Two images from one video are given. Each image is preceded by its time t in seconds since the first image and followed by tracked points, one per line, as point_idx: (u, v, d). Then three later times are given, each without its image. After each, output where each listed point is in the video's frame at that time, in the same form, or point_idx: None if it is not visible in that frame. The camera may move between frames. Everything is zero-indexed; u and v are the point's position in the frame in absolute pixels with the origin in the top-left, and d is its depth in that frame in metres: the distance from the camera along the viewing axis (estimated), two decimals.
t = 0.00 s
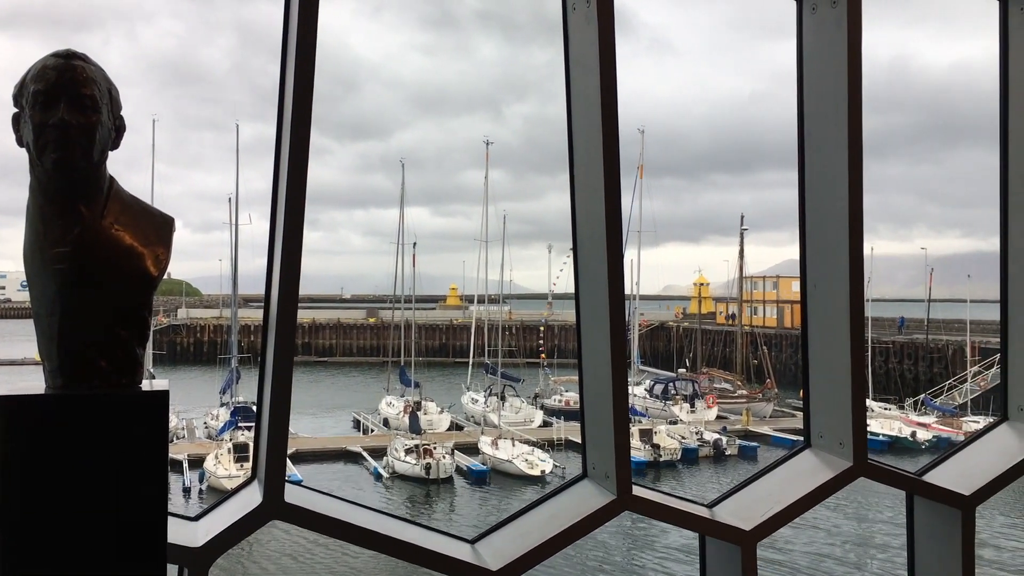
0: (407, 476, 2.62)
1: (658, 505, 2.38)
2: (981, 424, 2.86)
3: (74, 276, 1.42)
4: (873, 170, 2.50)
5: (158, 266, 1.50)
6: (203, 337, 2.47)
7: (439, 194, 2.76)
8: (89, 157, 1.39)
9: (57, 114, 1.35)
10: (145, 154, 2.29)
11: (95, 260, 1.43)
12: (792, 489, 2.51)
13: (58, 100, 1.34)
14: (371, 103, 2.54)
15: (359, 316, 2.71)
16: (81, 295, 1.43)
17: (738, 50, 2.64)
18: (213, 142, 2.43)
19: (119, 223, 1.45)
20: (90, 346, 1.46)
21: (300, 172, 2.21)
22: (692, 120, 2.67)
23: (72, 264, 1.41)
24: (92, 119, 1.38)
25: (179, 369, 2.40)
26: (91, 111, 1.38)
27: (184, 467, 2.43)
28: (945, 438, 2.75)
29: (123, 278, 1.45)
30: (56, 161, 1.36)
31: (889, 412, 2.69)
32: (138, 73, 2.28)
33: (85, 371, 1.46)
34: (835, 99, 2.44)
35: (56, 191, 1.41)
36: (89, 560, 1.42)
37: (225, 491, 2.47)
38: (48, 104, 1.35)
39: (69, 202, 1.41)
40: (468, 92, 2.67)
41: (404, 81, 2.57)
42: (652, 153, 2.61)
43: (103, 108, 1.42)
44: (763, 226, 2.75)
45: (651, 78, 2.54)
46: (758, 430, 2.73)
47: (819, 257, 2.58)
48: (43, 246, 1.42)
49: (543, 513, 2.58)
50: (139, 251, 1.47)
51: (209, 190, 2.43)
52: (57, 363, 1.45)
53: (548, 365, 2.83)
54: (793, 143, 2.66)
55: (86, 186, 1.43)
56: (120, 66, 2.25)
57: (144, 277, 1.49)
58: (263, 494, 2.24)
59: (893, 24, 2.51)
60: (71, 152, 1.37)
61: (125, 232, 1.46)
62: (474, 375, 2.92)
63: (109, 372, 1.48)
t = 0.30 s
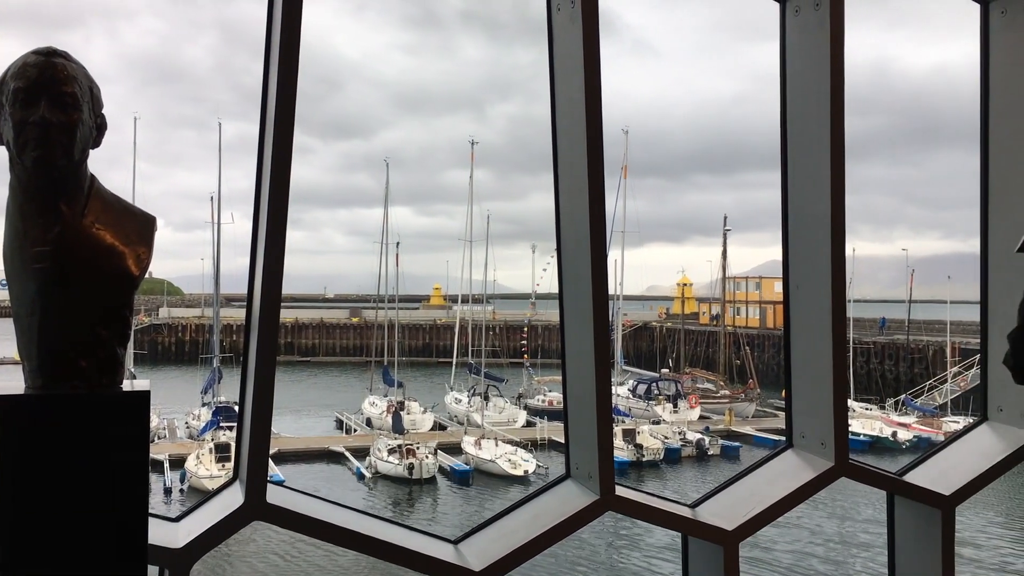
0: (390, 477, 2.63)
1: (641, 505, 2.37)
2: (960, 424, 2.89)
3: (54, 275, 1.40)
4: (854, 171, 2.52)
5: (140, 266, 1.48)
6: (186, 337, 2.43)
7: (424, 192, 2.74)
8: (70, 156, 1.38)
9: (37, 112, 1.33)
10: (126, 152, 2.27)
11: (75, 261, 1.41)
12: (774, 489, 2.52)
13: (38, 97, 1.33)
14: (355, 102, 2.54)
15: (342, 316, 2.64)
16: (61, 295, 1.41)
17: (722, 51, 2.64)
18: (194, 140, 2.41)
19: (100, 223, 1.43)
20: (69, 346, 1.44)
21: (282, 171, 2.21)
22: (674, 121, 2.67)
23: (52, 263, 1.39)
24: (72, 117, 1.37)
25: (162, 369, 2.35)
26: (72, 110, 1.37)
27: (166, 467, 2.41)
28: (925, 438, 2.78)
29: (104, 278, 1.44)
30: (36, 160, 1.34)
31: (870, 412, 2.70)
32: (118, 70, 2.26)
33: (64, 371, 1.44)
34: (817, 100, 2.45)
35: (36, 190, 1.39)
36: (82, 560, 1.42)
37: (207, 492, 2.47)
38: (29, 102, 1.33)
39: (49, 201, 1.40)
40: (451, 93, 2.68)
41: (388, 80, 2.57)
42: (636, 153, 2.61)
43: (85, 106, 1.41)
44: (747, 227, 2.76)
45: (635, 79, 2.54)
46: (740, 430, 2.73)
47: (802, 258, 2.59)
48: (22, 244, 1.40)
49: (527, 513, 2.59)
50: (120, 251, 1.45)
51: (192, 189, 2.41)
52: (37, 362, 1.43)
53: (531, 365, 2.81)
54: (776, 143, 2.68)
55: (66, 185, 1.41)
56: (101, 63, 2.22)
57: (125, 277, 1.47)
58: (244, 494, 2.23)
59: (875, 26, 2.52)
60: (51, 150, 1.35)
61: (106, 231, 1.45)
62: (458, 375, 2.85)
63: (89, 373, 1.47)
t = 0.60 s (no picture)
0: (368, 478, 2.60)
1: (617, 505, 2.36)
2: (934, 424, 2.91)
3: (24, 274, 1.37)
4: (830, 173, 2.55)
5: (113, 265, 1.45)
6: (161, 337, 2.39)
7: (402, 192, 2.73)
8: (43, 154, 1.37)
9: (9, 109, 1.32)
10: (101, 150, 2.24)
11: (46, 261, 1.39)
12: (751, 489, 2.53)
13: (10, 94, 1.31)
14: (333, 101, 2.53)
15: (320, 316, 2.61)
16: (32, 294, 1.38)
17: (698, 54, 2.67)
18: (171, 139, 2.39)
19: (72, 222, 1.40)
20: (40, 346, 1.41)
21: (260, 169, 2.19)
22: (650, 121, 2.69)
23: (23, 262, 1.37)
24: (46, 115, 1.35)
25: (136, 369, 2.31)
26: (45, 107, 1.35)
27: (141, 468, 2.36)
28: (900, 438, 2.81)
29: (76, 278, 1.41)
30: (7, 158, 1.33)
31: (845, 413, 2.72)
32: (94, 68, 2.23)
33: (35, 371, 1.41)
34: (793, 103, 2.47)
35: (6, 187, 1.36)
36: (59, 561, 1.41)
37: (182, 492, 2.44)
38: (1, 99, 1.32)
39: (19, 199, 1.36)
40: (428, 93, 2.70)
41: (367, 80, 2.59)
42: (615, 154, 2.62)
43: (59, 104, 1.40)
44: (724, 230, 2.77)
45: (613, 80, 2.56)
46: (717, 431, 2.74)
47: (778, 260, 2.61)
48: None
49: (505, 513, 2.58)
50: (93, 250, 1.42)
51: (167, 188, 2.39)
52: (7, 362, 1.40)
53: (510, 365, 2.83)
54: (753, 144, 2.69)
55: (38, 183, 1.38)
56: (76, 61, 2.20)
57: (98, 277, 1.44)
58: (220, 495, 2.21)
59: (849, 29, 2.55)
60: (23, 149, 1.34)
61: (78, 230, 1.42)
62: (437, 376, 2.80)
63: (60, 373, 1.44)
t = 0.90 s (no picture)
0: (335, 477, 2.59)
1: (583, 506, 2.36)
2: (895, 423, 2.95)
3: None
4: (796, 175, 2.58)
5: (72, 262, 1.43)
6: (125, 335, 2.37)
7: (371, 192, 2.71)
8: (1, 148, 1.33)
9: None
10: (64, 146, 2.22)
11: (4, 257, 1.36)
12: (715, 488, 2.55)
13: None
14: (301, 99, 2.52)
15: (287, 314, 2.60)
16: None
17: (664, 56, 2.71)
18: (136, 134, 2.36)
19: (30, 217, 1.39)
20: None
21: (224, 166, 2.16)
22: (619, 122, 2.70)
23: None
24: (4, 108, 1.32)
25: (101, 367, 2.31)
26: (4, 100, 1.32)
27: (104, 468, 2.30)
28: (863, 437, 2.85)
29: (33, 273, 1.39)
30: None
31: (810, 412, 2.75)
32: (59, 63, 2.21)
33: None
34: (759, 105, 2.49)
35: None
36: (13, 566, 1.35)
37: (146, 492, 2.37)
38: None
39: None
40: (396, 91, 2.71)
41: (335, 79, 2.59)
42: (584, 155, 2.65)
43: (17, 98, 1.36)
44: (692, 230, 2.78)
45: (579, 81, 2.58)
46: (685, 430, 2.76)
47: (744, 261, 2.63)
48: None
49: (472, 512, 2.58)
50: (51, 245, 1.40)
51: (132, 184, 2.35)
52: None
53: (479, 364, 2.82)
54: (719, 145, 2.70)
55: None
56: (40, 55, 2.17)
57: (57, 273, 1.42)
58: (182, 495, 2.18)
59: (812, 32, 2.60)
60: None
61: (36, 226, 1.40)
62: (405, 375, 2.81)
63: (17, 372, 1.40)
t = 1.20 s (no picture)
0: (291, 475, 2.56)
1: (539, 503, 2.37)
2: (850, 419, 3.02)
3: None
4: (751, 175, 2.63)
5: (16, 257, 1.19)
6: (77, 332, 2.29)
7: (330, 187, 2.67)
8: None
9: None
10: (14, 138, 2.16)
11: None
12: (670, 485, 2.57)
13: None
14: (258, 94, 2.50)
15: (244, 312, 2.56)
16: None
17: (623, 56, 2.74)
18: (88, 127, 2.28)
19: None
20: None
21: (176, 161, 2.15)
22: (577, 119, 2.72)
23: None
24: None
25: (51, 364, 2.20)
26: None
27: (54, 467, 2.22)
28: (817, 433, 2.89)
29: None
30: None
31: (766, 409, 2.79)
32: (6, 53, 2.14)
33: None
34: (715, 106, 2.53)
35: None
36: None
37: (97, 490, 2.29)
38: None
39: None
40: (356, 86, 2.69)
41: (293, 73, 2.57)
42: (544, 153, 2.63)
43: None
44: (651, 228, 2.80)
45: (539, 80, 2.58)
46: (643, 427, 2.76)
47: (700, 259, 2.66)
48: None
49: (428, 510, 2.57)
50: None
51: (83, 178, 2.28)
52: None
53: (439, 361, 2.83)
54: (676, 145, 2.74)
55: None
56: None
57: None
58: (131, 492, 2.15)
59: (768, 34, 2.65)
60: None
61: None
62: (363, 372, 2.74)
63: None
